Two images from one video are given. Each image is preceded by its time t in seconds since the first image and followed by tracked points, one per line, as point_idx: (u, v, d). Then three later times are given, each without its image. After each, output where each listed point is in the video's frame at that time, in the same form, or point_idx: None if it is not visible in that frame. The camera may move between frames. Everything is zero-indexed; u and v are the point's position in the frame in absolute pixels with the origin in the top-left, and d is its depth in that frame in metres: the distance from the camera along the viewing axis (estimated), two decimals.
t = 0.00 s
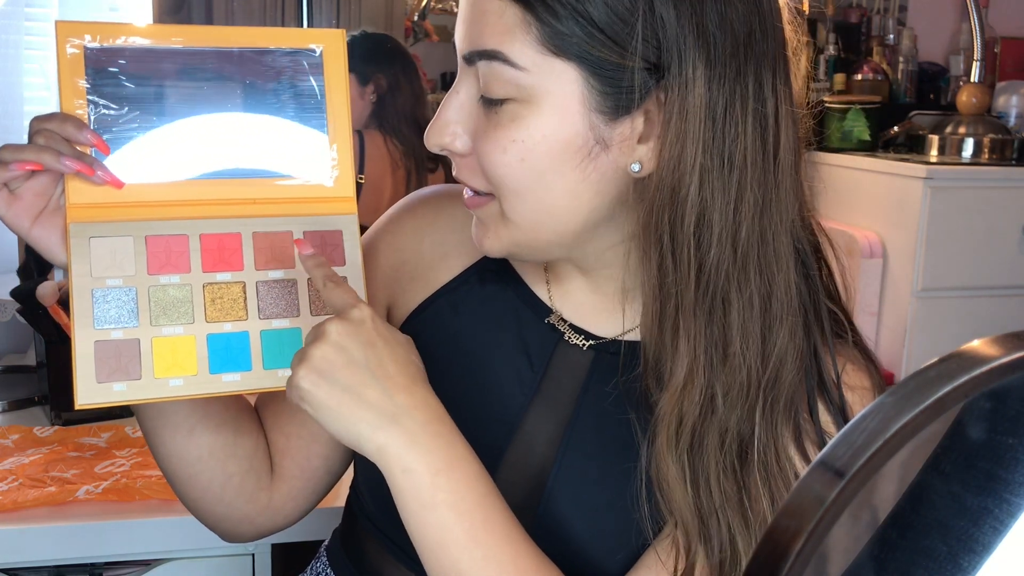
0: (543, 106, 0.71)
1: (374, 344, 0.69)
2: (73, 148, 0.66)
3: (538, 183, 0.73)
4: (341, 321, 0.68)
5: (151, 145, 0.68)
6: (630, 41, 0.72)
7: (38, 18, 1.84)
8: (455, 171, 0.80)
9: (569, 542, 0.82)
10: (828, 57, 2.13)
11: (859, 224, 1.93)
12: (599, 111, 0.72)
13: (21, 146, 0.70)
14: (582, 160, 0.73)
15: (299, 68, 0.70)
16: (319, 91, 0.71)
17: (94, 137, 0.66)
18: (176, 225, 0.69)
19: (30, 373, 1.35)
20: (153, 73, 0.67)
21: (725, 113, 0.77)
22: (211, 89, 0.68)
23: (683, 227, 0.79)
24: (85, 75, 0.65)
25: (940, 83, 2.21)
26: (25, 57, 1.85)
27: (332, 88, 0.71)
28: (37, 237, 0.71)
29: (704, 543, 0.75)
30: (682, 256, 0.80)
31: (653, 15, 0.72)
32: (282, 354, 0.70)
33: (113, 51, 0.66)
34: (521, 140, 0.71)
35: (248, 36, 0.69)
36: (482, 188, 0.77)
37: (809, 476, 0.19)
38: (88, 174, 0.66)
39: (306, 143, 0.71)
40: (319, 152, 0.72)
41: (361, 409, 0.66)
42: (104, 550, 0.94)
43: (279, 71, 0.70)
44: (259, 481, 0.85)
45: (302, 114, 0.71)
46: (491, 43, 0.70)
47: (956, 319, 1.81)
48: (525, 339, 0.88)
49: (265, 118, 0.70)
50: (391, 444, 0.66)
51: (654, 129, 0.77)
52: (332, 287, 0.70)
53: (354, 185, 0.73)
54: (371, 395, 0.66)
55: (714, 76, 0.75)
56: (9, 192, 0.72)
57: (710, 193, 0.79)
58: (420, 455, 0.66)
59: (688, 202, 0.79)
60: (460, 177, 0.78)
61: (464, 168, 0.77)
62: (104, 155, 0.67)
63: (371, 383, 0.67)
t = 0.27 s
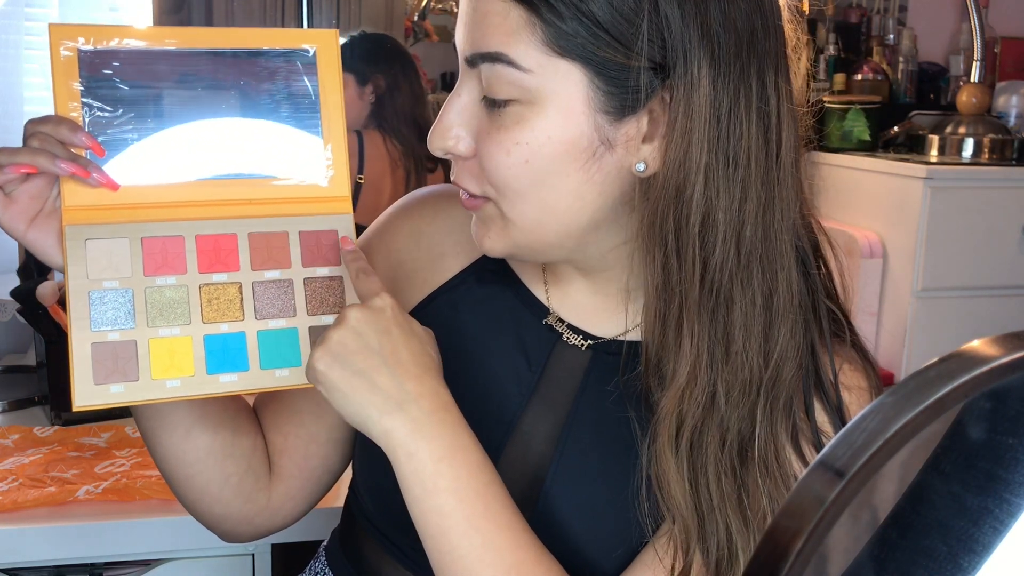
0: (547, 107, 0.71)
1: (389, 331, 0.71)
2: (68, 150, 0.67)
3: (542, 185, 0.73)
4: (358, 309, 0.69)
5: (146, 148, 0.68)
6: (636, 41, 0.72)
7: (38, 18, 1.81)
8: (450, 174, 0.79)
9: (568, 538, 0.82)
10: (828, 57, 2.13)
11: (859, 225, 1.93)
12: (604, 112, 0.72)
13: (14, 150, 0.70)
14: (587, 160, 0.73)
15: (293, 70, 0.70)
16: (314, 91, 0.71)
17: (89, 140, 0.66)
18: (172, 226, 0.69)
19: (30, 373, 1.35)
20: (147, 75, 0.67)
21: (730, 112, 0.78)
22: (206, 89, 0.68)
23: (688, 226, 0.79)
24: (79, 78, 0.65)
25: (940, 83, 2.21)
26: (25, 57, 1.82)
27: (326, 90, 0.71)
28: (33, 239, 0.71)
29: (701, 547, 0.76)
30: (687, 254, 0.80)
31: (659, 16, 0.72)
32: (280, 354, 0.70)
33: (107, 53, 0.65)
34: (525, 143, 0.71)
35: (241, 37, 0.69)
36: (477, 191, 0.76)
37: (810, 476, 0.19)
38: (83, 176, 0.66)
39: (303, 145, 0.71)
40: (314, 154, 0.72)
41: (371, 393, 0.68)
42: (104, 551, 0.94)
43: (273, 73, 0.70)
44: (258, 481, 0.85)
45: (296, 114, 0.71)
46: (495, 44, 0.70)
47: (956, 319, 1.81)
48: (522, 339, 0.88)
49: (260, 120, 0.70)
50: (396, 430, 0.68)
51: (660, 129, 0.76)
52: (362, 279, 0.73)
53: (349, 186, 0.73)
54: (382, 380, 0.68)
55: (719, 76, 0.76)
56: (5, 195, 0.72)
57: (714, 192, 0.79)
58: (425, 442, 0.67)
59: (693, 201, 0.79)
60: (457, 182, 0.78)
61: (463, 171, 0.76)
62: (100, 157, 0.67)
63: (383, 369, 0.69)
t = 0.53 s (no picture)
0: (550, 109, 0.71)
1: (386, 334, 0.70)
2: (67, 150, 0.67)
3: (545, 187, 0.72)
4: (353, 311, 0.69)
5: (147, 149, 0.68)
6: (640, 42, 0.72)
7: (37, 18, 1.79)
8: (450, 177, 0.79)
9: (570, 537, 0.82)
10: (828, 57, 2.13)
11: (859, 225, 1.93)
12: (608, 114, 0.72)
13: (15, 150, 0.70)
14: (590, 162, 0.73)
15: (295, 70, 0.70)
16: (315, 93, 0.71)
17: (89, 140, 0.66)
18: (172, 228, 0.69)
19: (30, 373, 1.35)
20: (148, 75, 0.67)
21: (734, 113, 0.78)
22: (206, 90, 0.68)
23: (692, 227, 0.80)
24: (79, 77, 0.65)
25: (940, 83, 2.21)
26: (25, 57, 1.80)
27: (327, 91, 0.71)
28: (32, 240, 0.71)
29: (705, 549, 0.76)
30: (691, 256, 0.80)
31: (662, 17, 0.72)
32: (278, 357, 0.70)
33: (107, 53, 0.65)
34: (528, 145, 0.71)
35: (242, 38, 0.68)
36: (477, 195, 0.76)
37: (810, 476, 0.19)
38: (82, 177, 0.66)
39: (303, 146, 0.71)
40: (315, 155, 0.72)
41: (367, 396, 0.67)
42: (104, 551, 0.94)
43: (274, 74, 0.70)
44: (256, 482, 0.85)
45: (295, 114, 0.71)
46: (498, 46, 0.69)
47: (956, 319, 1.81)
48: (521, 339, 0.88)
49: (261, 121, 0.70)
50: (395, 433, 0.67)
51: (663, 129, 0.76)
52: (359, 282, 0.73)
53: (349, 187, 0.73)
54: (379, 383, 0.68)
55: (723, 77, 0.76)
56: (5, 195, 0.72)
57: (718, 193, 0.79)
58: (424, 444, 0.67)
59: (697, 202, 0.79)
60: (457, 184, 0.78)
61: (463, 174, 0.76)
62: (100, 157, 0.67)
63: (380, 371, 0.68)
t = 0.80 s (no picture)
0: (549, 110, 0.71)
1: (385, 336, 0.70)
2: (70, 150, 0.67)
3: (544, 188, 0.73)
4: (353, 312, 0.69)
5: (150, 148, 0.68)
6: (639, 42, 0.72)
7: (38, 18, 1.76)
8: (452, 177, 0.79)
9: (571, 537, 0.82)
10: (829, 57, 2.13)
11: (860, 225, 1.93)
12: (607, 114, 0.72)
13: (19, 149, 0.70)
14: (589, 163, 0.73)
15: (297, 70, 0.70)
16: (317, 93, 0.71)
17: (92, 139, 0.66)
18: (174, 227, 0.69)
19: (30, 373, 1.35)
20: (151, 75, 0.67)
21: (733, 114, 0.78)
22: (209, 90, 0.69)
23: (691, 229, 0.80)
24: (82, 76, 0.65)
25: (940, 83, 2.21)
26: (25, 58, 1.78)
27: (330, 91, 0.71)
28: (35, 239, 0.71)
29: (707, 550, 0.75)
30: (690, 257, 0.81)
31: (661, 17, 0.72)
32: (280, 356, 0.70)
33: (111, 52, 0.65)
34: (527, 146, 0.71)
35: (246, 38, 0.68)
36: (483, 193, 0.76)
37: (810, 476, 0.19)
38: (85, 176, 0.66)
39: (304, 147, 0.71)
40: (317, 155, 0.72)
41: (367, 398, 0.67)
42: (104, 551, 0.94)
43: (277, 74, 0.70)
44: (256, 482, 0.85)
45: (298, 116, 0.71)
46: (496, 47, 0.69)
47: (956, 319, 1.81)
48: (522, 339, 0.88)
49: (263, 121, 0.70)
50: (395, 435, 0.67)
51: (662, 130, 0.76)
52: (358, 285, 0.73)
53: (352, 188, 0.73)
54: (378, 384, 0.68)
55: (722, 78, 0.76)
56: (7, 194, 0.72)
57: (718, 194, 0.79)
58: (423, 446, 0.67)
59: (697, 204, 0.79)
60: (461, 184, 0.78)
61: (465, 173, 0.76)
62: (103, 156, 0.67)
63: (379, 373, 0.68)
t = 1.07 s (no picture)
0: (548, 111, 0.71)
1: (388, 337, 0.70)
2: (71, 151, 0.67)
3: (544, 190, 0.73)
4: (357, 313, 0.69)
5: (151, 149, 0.68)
6: (638, 43, 0.72)
7: (38, 18, 1.73)
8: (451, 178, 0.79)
9: (572, 537, 0.82)
10: (828, 57, 2.13)
11: (859, 225, 1.93)
12: (606, 115, 0.72)
13: (20, 150, 0.70)
14: (589, 163, 0.73)
15: (298, 71, 0.70)
16: (319, 94, 0.71)
17: (92, 141, 0.66)
18: (175, 228, 0.69)
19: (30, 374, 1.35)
20: (152, 76, 0.67)
21: (731, 116, 0.78)
22: (210, 91, 0.69)
23: (690, 229, 0.80)
24: (83, 77, 0.65)
25: (940, 83, 2.21)
26: (25, 57, 1.76)
27: (331, 92, 0.71)
28: (35, 240, 0.71)
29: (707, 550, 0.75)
30: (689, 258, 0.81)
31: (660, 18, 0.72)
32: (281, 357, 0.69)
33: (112, 53, 0.65)
34: (526, 146, 0.71)
35: (247, 39, 0.69)
36: (482, 194, 0.76)
37: (810, 476, 0.19)
38: (86, 178, 0.67)
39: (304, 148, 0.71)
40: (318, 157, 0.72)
41: (371, 400, 0.67)
42: (104, 550, 0.94)
43: (278, 75, 0.70)
44: (257, 482, 0.85)
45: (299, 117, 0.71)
46: (495, 48, 0.69)
47: (955, 319, 1.81)
48: (521, 340, 0.88)
49: (263, 122, 0.70)
50: (396, 438, 0.67)
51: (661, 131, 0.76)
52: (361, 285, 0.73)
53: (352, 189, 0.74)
54: (382, 387, 0.68)
55: (721, 79, 0.76)
56: (7, 195, 0.72)
57: (717, 195, 0.79)
58: (424, 451, 0.67)
59: (696, 205, 0.79)
60: (460, 184, 0.78)
61: (464, 173, 0.77)
62: (104, 157, 0.67)
63: (382, 376, 0.68)
